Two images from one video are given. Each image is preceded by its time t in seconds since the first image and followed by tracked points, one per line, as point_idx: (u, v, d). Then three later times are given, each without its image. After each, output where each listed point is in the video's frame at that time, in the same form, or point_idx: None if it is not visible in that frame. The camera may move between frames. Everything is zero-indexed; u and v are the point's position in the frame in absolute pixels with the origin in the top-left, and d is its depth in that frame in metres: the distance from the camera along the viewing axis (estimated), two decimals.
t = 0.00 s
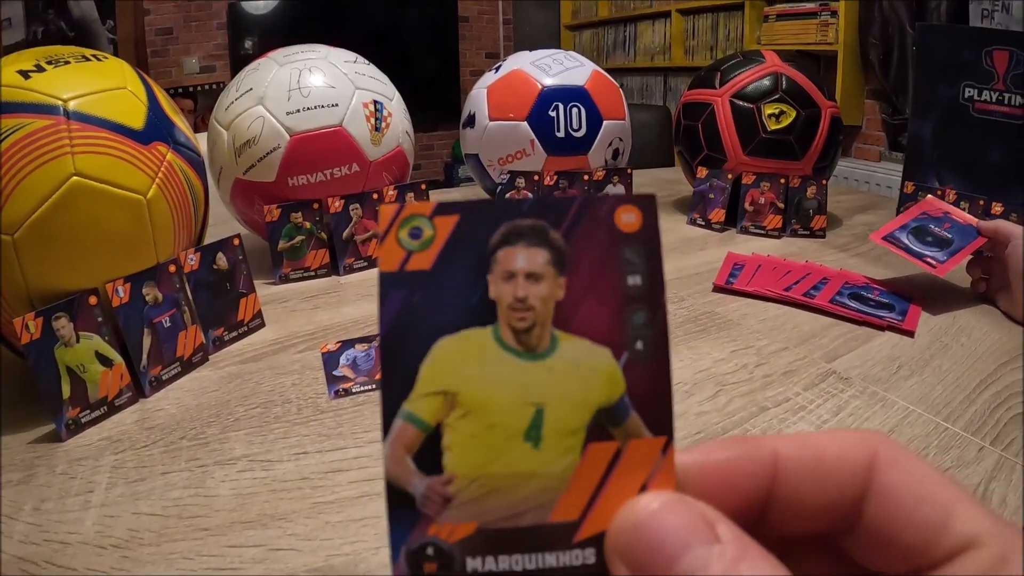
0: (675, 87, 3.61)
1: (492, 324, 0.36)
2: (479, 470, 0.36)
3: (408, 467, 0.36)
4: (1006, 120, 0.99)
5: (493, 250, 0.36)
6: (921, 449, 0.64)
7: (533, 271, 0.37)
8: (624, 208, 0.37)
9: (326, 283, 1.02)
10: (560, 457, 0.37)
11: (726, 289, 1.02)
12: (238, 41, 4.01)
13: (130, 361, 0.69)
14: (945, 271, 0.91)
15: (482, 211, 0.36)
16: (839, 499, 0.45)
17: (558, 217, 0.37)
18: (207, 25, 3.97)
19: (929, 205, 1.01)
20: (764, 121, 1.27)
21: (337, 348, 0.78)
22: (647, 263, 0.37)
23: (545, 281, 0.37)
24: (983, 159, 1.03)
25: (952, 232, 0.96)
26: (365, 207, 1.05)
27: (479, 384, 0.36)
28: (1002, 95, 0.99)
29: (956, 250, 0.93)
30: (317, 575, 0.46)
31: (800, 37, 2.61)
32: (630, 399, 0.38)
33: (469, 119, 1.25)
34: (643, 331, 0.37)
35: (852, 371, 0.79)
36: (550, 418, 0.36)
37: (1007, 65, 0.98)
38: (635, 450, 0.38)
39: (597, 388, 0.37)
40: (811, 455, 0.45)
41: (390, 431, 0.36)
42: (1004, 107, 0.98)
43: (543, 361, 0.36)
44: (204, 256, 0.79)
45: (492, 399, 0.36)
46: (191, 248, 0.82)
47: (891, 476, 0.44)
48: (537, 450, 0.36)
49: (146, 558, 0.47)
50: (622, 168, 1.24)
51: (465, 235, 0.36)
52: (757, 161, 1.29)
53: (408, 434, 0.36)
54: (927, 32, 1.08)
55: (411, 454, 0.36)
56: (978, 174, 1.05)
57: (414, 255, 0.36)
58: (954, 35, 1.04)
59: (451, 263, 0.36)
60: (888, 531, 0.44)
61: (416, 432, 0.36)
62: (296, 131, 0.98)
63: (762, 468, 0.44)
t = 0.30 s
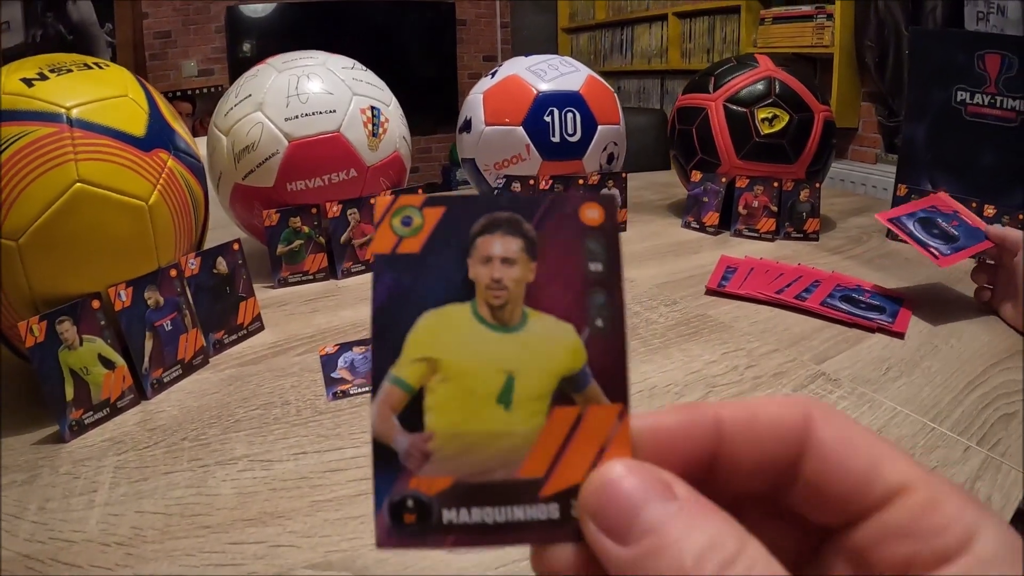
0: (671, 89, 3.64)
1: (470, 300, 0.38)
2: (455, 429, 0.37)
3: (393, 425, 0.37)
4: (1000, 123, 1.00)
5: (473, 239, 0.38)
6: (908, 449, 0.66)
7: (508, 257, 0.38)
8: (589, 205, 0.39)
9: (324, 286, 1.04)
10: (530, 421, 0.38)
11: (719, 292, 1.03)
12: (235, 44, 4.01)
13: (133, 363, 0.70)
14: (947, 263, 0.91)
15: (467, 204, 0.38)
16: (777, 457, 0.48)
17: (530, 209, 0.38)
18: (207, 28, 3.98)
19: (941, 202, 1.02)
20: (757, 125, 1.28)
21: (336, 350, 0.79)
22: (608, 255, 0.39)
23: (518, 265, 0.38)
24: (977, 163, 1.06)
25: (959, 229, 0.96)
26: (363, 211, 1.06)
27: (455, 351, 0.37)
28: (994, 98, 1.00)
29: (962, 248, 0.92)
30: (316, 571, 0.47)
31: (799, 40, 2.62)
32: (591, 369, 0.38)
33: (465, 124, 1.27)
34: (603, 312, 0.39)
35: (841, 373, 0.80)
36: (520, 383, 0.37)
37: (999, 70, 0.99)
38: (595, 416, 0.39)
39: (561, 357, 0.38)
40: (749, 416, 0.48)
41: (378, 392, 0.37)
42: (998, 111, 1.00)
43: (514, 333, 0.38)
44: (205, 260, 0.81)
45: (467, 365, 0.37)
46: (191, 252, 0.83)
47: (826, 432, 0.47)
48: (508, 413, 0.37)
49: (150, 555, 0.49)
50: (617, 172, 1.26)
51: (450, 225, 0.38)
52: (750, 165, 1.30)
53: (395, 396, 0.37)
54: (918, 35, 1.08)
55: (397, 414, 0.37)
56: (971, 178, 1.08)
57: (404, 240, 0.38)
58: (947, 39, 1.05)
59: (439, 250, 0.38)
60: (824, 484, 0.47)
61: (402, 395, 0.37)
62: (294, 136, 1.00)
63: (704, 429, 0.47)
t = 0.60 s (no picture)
0: (670, 92, 3.66)
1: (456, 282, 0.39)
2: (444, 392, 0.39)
3: (393, 391, 0.39)
4: (998, 126, 1.02)
5: (456, 228, 0.39)
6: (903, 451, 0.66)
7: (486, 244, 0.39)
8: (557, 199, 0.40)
9: (325, 291, 1.04)
10: (508, 385, 0.40)
11: (717, 296, 1.04)
12: (235, 48, 4.02)
13: (136, 367, 0.71)
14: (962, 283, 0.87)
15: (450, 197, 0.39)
16: (719, 413, 0.51)
17: (506, 201, 0.39)
18: (207, 32, 3.98)
19: (934, 213, 0.99)
20: (755, 129, 1.29)
21: (337, 354, 0.80)
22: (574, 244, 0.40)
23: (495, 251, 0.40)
24: (973, 165, 1.07)
25: (960, 243, 0.93)
26: (364, 216, 1.07)
27: (441, 323, 0.39)
28: (991, 102, 1.02)
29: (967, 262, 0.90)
30: (319, 572, 0.48)
31: (799, 43, 2.62)
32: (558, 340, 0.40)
33: (465, 128, 1.28)
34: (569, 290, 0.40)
35: (837, 376, 0.81)
36: (499, 350, 0.39)
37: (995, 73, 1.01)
38: (562, 381, 0.40)
39: (534, 326, 0.40)
40: (693, 377, 0.51)
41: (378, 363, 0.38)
42: (995, 114, 1.02)
43: (493, 310, 0.39)
44: (207, 265, 0.82)
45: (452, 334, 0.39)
46: (194, 257, 0.84)
47: (762, 389, 0.50)
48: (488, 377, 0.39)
49: (155, 557, 0.49)
50: (616, 177, 1.27)
51: (436, 218, 0.39)
52: (747, 169, 1.31)
53: (394, 365, 0.39)
54: (915, 39, 1.08)
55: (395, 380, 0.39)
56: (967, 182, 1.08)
57: (396, 230, 0.39)
58: (944, 44, 1.06)
59: (428, 239, 0.39)
60: (761, 436, 0.50)
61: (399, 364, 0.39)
62: (295, 142, 1.01)
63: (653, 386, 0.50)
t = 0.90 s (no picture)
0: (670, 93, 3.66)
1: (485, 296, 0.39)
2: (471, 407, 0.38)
3: (418, 405, 0.38)
4: (998, 126, 1.01)
5: (486, 240, 0.38)
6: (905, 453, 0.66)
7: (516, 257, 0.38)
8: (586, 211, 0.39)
9: (324, 292, 1.04)
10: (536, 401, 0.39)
11: (717, 298, 1.04)
12: (235, 49, 4.03)
13: (134, 369, 0.71)
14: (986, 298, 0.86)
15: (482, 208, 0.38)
16: (744, 433, 0.49)
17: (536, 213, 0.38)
18: (207, 33, 3.98)
19: (929, 229, 0.96)
20: (756, 130, 1.29)
21: (336, 356, 0.80)
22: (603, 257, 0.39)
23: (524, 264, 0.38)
24: (973, 166, 1.07)
25: (966, 255, 0.92)
26: (364, 217, 1.07)
27: (469, 338, 0.38)
28: (991, 103, 1.01)
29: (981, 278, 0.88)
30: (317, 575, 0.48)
31: (799, 44, 2.62)
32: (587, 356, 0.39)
33: (465, 129, 1.27)
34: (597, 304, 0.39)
35: (839, 378, 0.80)
36: (528, 366, 0.39)
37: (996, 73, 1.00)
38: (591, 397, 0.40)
39: (562, 342, 0.39)
40: (719, 395, 0.50)
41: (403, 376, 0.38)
42: (995, 114, 1.00)
43: (522, 324, 0.39)
44: (206, 267, 0.81)
45: (480, 349, 0.38)
46: (192, 259, 0.83)
47: (789, 412, 0.48)
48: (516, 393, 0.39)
49: (152, 560, 0.49)
50: (616, 178, 1.25)
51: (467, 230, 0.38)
52: (748, 170, 1.31)
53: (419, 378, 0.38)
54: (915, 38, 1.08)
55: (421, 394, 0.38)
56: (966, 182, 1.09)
57: (426, 241, 0.38)
58: (944, 43, 1.05)
59: (458, 252, 0.38)
60: (787, 458, 0.48)
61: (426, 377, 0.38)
62: (294, 143, 1.00)
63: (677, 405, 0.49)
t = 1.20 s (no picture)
0: (670, 95, 3.66)
1: (492, 300, 0.38)
2: (482, 414, 0.38)
3: (429, 412, 0.37)
4: (999, 128, 0.99)
5: (490, 247, 0.38)
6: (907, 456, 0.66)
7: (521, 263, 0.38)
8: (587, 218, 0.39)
9: (324, 294, 1.04)
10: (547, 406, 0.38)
11: (719, 300, 1.03)
12: (235, 50, 4.03)
13: (134, 371, 0.70)
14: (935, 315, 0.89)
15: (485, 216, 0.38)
16: (761, 442, 0.49)
17: (538, 220, 0.39)
18: (207, 33, 3.98)
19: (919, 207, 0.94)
20: (757, 132, 1.28)
21: (337, 359, 0.80)
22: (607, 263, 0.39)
23: (530, 270, 0.38)
24: (973, 168, 1.07)
25: (947, 250, 0.91)
26: (364, 219, 1.07)
27: (478, 344, 0.38)
28: (993, 104, 0.99)
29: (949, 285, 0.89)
30: None
31: (799, 45, 2.62)
32: (595, 358, 0.39)
33: (465, 131, 1.27)
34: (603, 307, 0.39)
35: (841, 381, 0.80)
36: (538, 370, 0.38)
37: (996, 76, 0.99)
38: (599, 400, 0.39)
39: (571, 344, 0.39)
40: (735, 403, 0.49)
41: (412, 385, 0.37)
42: (995, 116, 0.99)
43: (530, 328, 0.38)
44: (206, 269, 0.81)
45: (489, 355, 0.38)
46: (193, 261, 0.83)
47: (806, 421, 0.48)
48: (527, 398, 0.38)
49: (152, 565, 0.49)
50: (617, 179, 1.25)
51: (472, 238, 0.38)
52: (750, 171, 1.30)
53: (430, 386, 0.37)
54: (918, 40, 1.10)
55: (433, 403, 0.37)
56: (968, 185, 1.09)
57: (430, 249, 0.38)
58: (946, 44, 1.05)
59: (462, 259, 0.38)
60: (804, 468, 0.48)
61: (436, 385, 0.37)
62: (294, 144, 1.00)
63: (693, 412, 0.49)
